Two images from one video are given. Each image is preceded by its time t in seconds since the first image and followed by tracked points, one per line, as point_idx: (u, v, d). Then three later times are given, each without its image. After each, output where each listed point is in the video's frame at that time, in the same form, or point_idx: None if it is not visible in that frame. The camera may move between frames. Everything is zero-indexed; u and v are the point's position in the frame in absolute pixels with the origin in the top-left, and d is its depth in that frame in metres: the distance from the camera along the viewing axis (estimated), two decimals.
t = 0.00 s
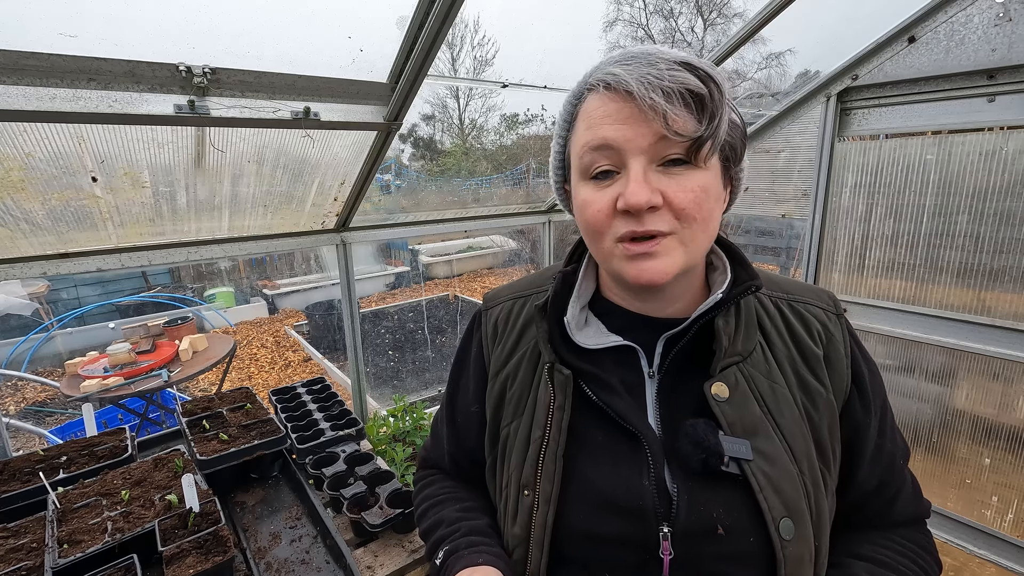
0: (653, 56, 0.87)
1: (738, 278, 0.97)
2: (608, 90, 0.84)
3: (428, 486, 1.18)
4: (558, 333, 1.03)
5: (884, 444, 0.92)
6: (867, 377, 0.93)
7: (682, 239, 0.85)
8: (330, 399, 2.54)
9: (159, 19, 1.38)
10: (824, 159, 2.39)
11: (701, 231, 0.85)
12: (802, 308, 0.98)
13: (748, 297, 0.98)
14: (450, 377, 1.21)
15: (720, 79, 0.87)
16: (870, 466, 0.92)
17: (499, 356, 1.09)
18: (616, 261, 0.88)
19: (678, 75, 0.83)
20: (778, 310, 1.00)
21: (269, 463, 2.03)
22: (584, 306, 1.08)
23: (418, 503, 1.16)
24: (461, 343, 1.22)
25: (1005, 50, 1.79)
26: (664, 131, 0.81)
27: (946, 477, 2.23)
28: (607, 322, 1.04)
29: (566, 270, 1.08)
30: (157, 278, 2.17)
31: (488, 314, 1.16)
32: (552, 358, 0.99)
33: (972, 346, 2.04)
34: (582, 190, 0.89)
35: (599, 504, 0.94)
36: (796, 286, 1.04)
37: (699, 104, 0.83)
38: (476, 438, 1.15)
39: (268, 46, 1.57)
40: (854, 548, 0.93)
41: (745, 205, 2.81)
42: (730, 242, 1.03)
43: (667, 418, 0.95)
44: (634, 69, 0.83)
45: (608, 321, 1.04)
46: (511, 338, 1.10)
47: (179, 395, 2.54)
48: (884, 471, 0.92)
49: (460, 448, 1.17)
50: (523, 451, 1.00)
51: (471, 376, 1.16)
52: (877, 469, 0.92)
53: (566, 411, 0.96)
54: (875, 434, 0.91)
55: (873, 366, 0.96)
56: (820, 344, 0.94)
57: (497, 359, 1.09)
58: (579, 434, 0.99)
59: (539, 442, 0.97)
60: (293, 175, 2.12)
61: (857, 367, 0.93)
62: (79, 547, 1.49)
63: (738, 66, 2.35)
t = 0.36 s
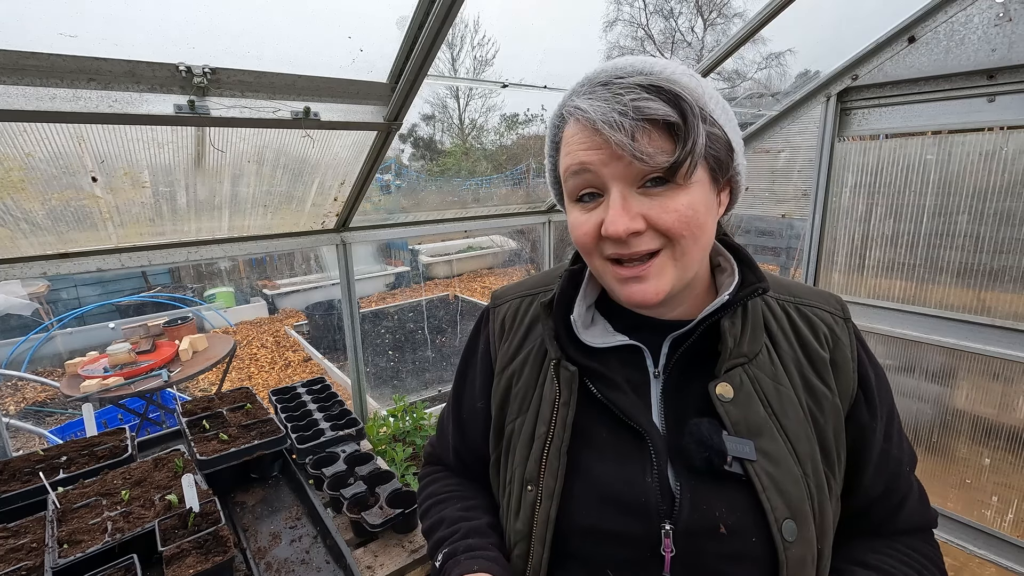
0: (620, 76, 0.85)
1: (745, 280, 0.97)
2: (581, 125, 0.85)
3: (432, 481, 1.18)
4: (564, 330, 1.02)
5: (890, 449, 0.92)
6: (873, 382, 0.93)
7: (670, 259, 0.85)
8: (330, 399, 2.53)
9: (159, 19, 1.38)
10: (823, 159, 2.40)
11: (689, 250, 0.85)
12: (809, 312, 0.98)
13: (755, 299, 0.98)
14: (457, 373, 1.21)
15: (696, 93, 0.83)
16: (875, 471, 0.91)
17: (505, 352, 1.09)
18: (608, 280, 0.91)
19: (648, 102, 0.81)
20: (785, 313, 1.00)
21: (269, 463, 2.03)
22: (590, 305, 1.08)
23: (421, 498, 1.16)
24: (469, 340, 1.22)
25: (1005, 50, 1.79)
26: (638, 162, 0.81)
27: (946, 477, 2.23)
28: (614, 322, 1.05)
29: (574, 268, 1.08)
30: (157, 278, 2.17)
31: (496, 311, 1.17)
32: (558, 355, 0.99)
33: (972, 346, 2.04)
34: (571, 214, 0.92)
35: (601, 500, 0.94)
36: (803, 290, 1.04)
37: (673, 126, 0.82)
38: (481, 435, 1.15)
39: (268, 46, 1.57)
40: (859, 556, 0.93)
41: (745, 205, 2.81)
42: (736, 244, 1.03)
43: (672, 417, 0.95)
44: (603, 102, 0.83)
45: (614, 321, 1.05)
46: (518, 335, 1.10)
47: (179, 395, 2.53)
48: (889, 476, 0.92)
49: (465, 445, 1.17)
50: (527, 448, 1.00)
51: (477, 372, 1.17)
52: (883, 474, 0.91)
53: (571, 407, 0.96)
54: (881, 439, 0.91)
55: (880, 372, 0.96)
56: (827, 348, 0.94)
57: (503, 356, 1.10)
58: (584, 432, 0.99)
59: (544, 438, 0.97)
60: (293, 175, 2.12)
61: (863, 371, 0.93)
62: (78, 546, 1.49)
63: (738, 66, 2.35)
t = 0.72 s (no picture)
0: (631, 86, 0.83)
1: (746, 280, 0.97)
2: (590, 139, 0.82)
3: (433, 481, 1.18)
4: (564, 330, 1.02)
5: (891, 449, 0.92)
6: (873, 382, 0.93)
7: (676, 272, 0.86)
8: (330, 399, 2.53)
9: (159, 19, 1.38)
10: (823, 159, 2.40)
11: (695, 263, 0.86)
12: (810, 312, 0.98)
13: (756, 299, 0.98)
14: (457, 373, 1.21)
15: (708, 106, 0.81)
16: (875, 471, 0.91)
17: (506, 352, 1.09)
18: (613, 288, 0.91)
19: (660, 117, 0.79)
20: (785, 313, 1.00)
21: (269, 463, 2.03)
22: (591, 305, 1.08)
23: (422, 498, 1.16)
24: (470, 339, 1.22)
25: (1005, 50, 1.79)
26: (649, 182, 0.79)
27: (946, 477, 2.23)
28: (614, 322, 1.05)
29: (574, 268, 1.08)
30: (157, 278, 2.17)
31: (497, 311, 1.17)
32: (558, 354, 0.99)
33: (972, 346, 2.04)
34: (577, 223, 0.91)
35: (601, 499, 0.94)
36: (804, 290, 1.03)
37: (684, 143, 0.80)
38: (482, 434, 1.15)
39: (267, 46, 1.57)
40: (859, 557, 0.93)
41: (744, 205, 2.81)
42: (737, 245, 1.03)
43: (671, 416, 0.95)
44: (614, 115, 0.80)
45: (615, 321, 1.05)
46: (519, 334, 1.10)
47: (179, 395, 2.53)
48: (889, 477, 0.92)
49: (466, 445, 1.17)
50: (527, 447, 1.00)
51: (478, 372, 1.17)
52: (883, 474, 0.91)
53: (572, 406, 0.96)
54: (880, 439, 0.91)
55: (880, 372, 0.96)
56: (827, 348, 0.94)
57: (504, 356, 1.10)
58: (585, 431, 0.99)
59: (544, 437, 0.97)
60: (293, 175, 2.12)
61: (863, 371, 0.93)
62: (79, 547, 1.49)
63: (738, 66, 2.35)
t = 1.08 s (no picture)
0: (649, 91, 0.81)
1: (744, 280, 0.97)
2: (604, 143, 0.81)
3: (433, 482, 1.18)
4: (563, 330, 1.02)
5: (887, 446, 0.92)
6: (869, 380, 0.93)
7: (680, 281, 0.86)
8: (330, 399, 2.53)
9: (159, 19, 1.38)
10: (824, 159, 2.40)
11: (699, 273, 0.86)
12: (807, 311, 0.98)
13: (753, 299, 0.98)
14: (456, 374, 1.20)
15: (725, 118, 0.81)
16: (872, 468, 0.92)
17: (505, 353, 1.09)
18: (615, 292, 0.91)
19: (676, 128, 0.78)
20: (783, 312, 1.00)
21: (269, 463, 2.03)
22: (589, 305, 1.07)
23: (423, 499, 1.16)
24: (468, 340, 1.22)
25: (1005, 50, 1.79)
26: (661, 192, 0.78)
27: (946, 477, 2.23)
28: (613, 323, 1.04)
29: (572, 269, 1.07)
30: (157, 278, 2.17)
31: (495, 312, 1.16)
32: (558, 356, 0.99)
33: (972, 346, 2.04)
34: (582, 224, 0.89)
35: (602, 499, 0.94)
36: (801, 289, 1.04)
37: (699, 155, 0.79)
38: (481, 435, 1.15)
39: (267, 46, 1.57)
40: (857, 552, 0.93)
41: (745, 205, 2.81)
42: (736, 245, 1.03)
43: (671, 416, 0.95)
44: (630, 121, 0.79)
45: (613, 322, 1.04)
46: (518, 335, 1.10)
47: (179, 395, 2.53)
48: (886, 474, 0.92)
49: (466, 446, 1.17)
50: (528, 449, 1.00)
51: (477, 373, 1.16)
52: (880, 471, 0.92)
53: (572, 407, 0.96)
54: (878, 436, 0.92)
55: (876, 370, 0.96)
56: (824, 346, 0.94)
57: (503, 357, 1.09)
58: (585, 431, 0.98)
59: (544, 439, 0.97)
60: (293, 175, 2.12)
61: (859, 369, 0.93)
62: (79, 547, 1.49)
63: (738, 66, 2.35)
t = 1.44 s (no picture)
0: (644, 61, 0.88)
1: (743, 276, 0.97)
2: (606, 102, 0.85)
3: (432, 482, 1.18)
4: (564, 327, 1.03)
5: (885, 441, 0.92)
6: (867, 376, 0.93)
7: (686, 242, 0.86)
8: (330, 398, 2.53)
9: (159, 19, 1.38)
10: (824, 159, 2.40)
11: (703, 233, 0.86)
12: (804, 308, 0.98)
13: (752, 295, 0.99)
14: (455, 375, 1.20)
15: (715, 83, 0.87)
16: (871, 464, 0.92)
17: (504, 353, 1.09)
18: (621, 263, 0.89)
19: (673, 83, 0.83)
20: (780, 309, 1.00)
21: (269, 463, 2.03)
22: (590, 303, 1.08)
23: (421, 497, 1.16)
24: (466, 340, 1.22)
25: (1005, 50, 1.79)
26: (664, 138, 0.81)
27: (946, 477, 2.23)
28: (614, 320, 1.04)
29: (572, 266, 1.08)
30: (157, 278, 2.17)
31: (494, 312, 1.16)
32: (558, 353, 0.99)
33: (972, 346, 2.04)
34: (585, 196, 0.90)
35: (604, 496, 0.94)
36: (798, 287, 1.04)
37: (695, 109, 0.84)
38: (480, 435, 1.15)
39: (267, 46, 1.57)
40: (857, 549, 0.93)
41: (744, 205, 2.80)
42: (733, 241, 1.04)
43: (672, 412, 0.95)
44: (629, 80, 0.84)
45: (614, 319, 1.04)
46: (517, 334, 1.10)
47: (179, 395, 2.53)
48: (886, 469, 0.92)
49: (465, 446, 1.17)
50: (528, 447, 1.00)
51: (476, 373, 1.16)
52: (879, 467, 0.92)
53: (572, 405, 0.96)
54: (876, 432, 0.92)
55: (873, 366, 0.97)
56: (822, 342, 0.94)
57: (502, 355, 1.09)
58: (585, 429, 0.98)
59: (545, 436, 0.97)
60: (293, 175, 2.11)
61: (857, 365, 0.94)
62: (79, 547, 1.49)
63: (738, 66, 2.34)
